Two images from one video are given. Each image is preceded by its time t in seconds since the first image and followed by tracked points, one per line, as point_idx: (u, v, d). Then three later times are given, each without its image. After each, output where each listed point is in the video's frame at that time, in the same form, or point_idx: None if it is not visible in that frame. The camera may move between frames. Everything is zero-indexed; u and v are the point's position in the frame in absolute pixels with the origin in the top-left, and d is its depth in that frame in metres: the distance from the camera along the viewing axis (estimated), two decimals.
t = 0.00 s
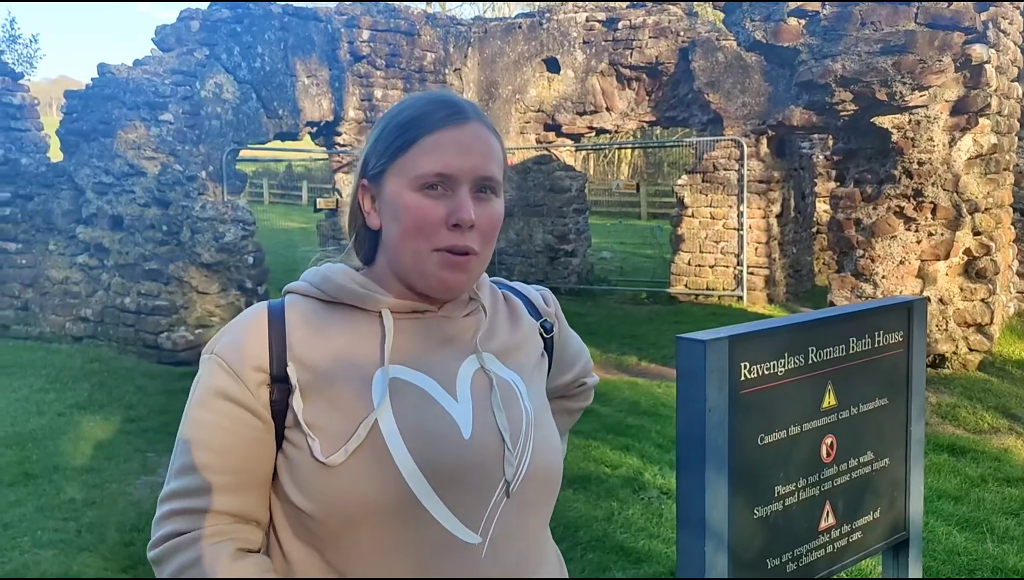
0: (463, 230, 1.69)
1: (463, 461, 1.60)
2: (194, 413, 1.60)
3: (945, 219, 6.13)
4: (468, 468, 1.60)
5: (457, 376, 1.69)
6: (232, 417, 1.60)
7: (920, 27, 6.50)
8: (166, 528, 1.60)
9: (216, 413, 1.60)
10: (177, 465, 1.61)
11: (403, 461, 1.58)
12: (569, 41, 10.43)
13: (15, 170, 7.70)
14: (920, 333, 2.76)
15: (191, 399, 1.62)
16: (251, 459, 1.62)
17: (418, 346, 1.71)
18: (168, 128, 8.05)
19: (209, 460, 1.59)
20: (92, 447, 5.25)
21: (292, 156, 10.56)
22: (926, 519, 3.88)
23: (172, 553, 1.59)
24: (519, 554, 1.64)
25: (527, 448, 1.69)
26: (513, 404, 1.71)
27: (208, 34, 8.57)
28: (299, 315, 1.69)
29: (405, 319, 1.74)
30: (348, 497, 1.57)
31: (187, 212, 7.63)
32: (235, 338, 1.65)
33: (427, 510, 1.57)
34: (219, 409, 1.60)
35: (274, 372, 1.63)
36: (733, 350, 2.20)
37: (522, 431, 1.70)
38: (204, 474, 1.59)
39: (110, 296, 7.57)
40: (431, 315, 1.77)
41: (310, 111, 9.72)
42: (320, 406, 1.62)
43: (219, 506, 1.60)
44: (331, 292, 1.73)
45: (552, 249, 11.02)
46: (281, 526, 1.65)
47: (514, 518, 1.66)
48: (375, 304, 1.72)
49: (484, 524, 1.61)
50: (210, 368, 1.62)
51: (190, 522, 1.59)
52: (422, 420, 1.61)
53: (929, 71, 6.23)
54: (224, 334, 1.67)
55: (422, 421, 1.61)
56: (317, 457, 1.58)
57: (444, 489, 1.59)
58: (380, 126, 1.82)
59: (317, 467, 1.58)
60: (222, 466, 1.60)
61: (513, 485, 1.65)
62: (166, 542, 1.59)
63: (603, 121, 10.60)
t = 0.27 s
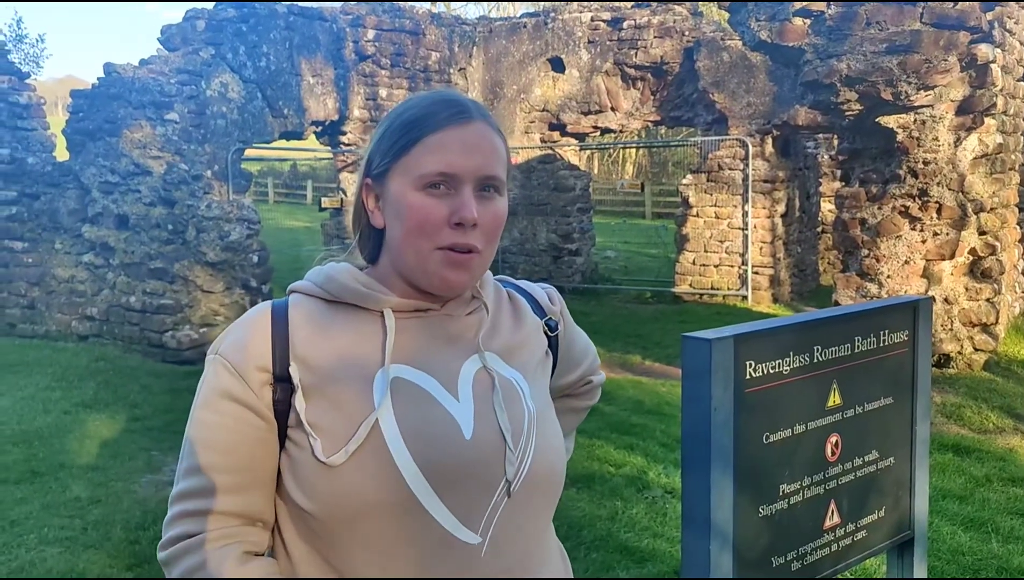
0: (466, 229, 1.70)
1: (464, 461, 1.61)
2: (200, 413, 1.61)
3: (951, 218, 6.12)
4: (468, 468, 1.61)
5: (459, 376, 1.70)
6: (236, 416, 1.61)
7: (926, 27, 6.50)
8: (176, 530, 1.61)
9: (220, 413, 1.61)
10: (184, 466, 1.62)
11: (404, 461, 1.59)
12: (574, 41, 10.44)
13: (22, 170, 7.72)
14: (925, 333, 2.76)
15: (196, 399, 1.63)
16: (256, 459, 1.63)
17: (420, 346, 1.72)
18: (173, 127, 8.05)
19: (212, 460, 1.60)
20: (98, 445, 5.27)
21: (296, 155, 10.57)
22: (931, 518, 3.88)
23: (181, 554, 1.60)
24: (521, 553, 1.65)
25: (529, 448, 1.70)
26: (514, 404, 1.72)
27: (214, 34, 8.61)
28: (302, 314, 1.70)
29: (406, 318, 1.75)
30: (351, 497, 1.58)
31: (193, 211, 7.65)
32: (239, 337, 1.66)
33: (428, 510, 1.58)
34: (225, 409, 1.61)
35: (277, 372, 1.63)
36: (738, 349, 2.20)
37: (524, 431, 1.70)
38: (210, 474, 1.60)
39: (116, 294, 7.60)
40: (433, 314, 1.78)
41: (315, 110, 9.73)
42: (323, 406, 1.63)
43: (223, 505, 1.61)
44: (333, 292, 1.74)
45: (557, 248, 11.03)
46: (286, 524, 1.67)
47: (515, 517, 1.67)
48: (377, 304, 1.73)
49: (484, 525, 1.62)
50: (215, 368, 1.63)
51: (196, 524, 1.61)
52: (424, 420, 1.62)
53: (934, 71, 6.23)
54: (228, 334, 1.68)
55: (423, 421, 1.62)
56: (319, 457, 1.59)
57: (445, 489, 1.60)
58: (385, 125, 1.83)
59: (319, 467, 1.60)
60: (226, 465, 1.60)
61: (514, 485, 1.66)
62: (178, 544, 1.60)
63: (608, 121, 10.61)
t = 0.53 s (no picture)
0: (461, 228, 1.70)
1: (465, 461, 1.62)
2: (203, 414, 1.62)
3: (953, 218, 6.10)
4: (469, 468, 1.62)
5: (459, 376, 1.70)
6: (238, 418, 1.61)
7: (929, 24, 6.52)
8: (186, 534, 1.62)
9: (223, 414, 1.61)
10: (190, 468, 1.62)
11: (403, 461, 1.59)
12: (576, 40, 10.44)
13: (25, 168, 7.22)
14: (927, 331, 2.76)
15: (200, 400, 1.64)
16: (260, 460, 1.63)
17: (420, 346, 1.72)
18: (176, 127, 8.10)
19: (215, 461, 1.60)
20: (102, 444, 5.29)
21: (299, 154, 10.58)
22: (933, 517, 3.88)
23: (192, 557, 1.61)
24: (521, 552, 1.66)
25: (529, 447, 1.70)
26: (513, 403, 1.72)
27: (216, 34, 8.60)
28: (301, 315, 1.70)
29: (405, 317, 1.75)
30: (354, 497, 1.58)
31: (195, 211, 7.76)
32: (240, 338, 1.66)
33: (428, 510, 1.59)
34: (229, 410, 1.61)
35: (278, 372, 1.64)
36: (739, 348, 2.20)
37: (523, 431, 1.71)
38: (214, 475, 1.60)
39: (118, 294, 7.60)
40: (431, 313, 1.78)
41: (317, 109, 9.72)
42: (323, 406, 1.63)
43: (227, 506, 1.61)
44: (332, 292, 1.74)
45: (559, 247, 11.03)
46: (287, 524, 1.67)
47: (515, 517, 1.67)
48: (376, 304, 1.73)
49: (485, 524, 1.63)
50: (217, 369, 1.64)
51: (201, 527, 1.61)
52: (425, 420, 1.63)
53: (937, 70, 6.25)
54: (229, 335, 1.68)
55: (423, 421, 1.63)
56: (318, 457, 1.60)
57: (445, 490, 1.60)
58: (381, 125, 1.83)
59: (319, 467, 1.60)
60: (229, 466, 1.61)
61: (513, 486, 1.66)
62: (188, 547, 1.61)
63: (610, 120, 10.61)
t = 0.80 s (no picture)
0: (460, 224, 1.70)
1: (465, 462, 1.62)
2: (202, 417, 1.62)
3: (956, 216, 6.08)
4: (469, 469, 1.62)
5: (459, 377, 1.70)
6: (239, 419, 1.61)
7: (932, 23, 6.55)
8: (184, 536, 1.62)
9: (224, 415, 1.61)
10: (189, 471, 1.63)
11: (404, 462, 1.59)
12: (578, 38, 10.44)
13: (29, 168, 7.65)
14: (929, 329, 2.76)
15: (199, 402, 1.64)
16: (260, 462, 1.63)
17: (419, 346, 1.73)
18: (178, 126, 8.09)
19: (217, 462, 1.61)
20: (104, 443, 5.29)
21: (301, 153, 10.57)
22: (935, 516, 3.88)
23: (191, 560, 1.62)
24: (523, 552, 1.66)
25: (530, 447, 1.71)
26: (513, 403, 1.72)
27: (219, 34, 8.64)
28: (301, 315, 1.70)
29: (404, 317, 1.75)
30: (355, 498, 1.59)
31: (198, 211, 7.71)
32: (240, 339, 1.66)
33: (429, 511, 1.59)
34: (228, 412, 1.61)
35: (278, 373, 1.64)
36: (741, 346, 2.20)
37: (523, 431, 1.71)
38: (214, 478, 1.61)
39: (121, 294, 7.62)
40: (431, 313, 1.79)
41: (319, 109, 9.72)
42: (323, 407, 1.63)
43: (227, 508, 1.62)
44: (332, 292, 1.74)
45: (562, 246, 11.04)
46: (288, 525, 1.67)
47: (516, 517, 1.68)
48: (376, 304, 1.73)
49: (486, 524, 1.63)
50: (216, 371, 1.64)
51: (203, 529, 1.61)
52: (425, 421, 1.63)
53: (940, 68, 6.28)
54: (228, 336, 1.69)
55: (424, 422, 1.63)
56: (320, 459, 1.60)
57: (446, 490, 1.61)
58: (380, 123, 1.84)
59: (320, 469, 1.60)
60: (230, 468, 1.61)
61: (515, 486, 1.67)
62: (186, 550, 1.62)
63: (612, 118, 10.61)
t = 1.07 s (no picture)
0: (465, 222, 1.70)
1: (471, 464, 1.62)
2: (209, 421, 1.63)
3: (962, 214, 6.01)
4: (476, 471, 1.62)
5: (465, 379, 1.70)
6: (246, 423, 1.62)
7: (937, 20, 6.55)
8: (192, 541, 1.63)
9: (231, 419, 1.62)
10: (196, 475, 1.64)
11: (412, 465, 1.60)
12: (582, 37, 10.46)
13: (33, 168, 7.81)
14: (935, 327, 2.76)
15: (204, 407, 1.65)
16: (266, 466, 1.64)
17: (425, 347, 1.73)
18: (182, 126, 8.08)
19: (224, 466, 1.62)
20: (110, 442, 5.30)
21: (306, 152, 10.58)
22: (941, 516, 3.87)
23: (199, 564, 1.62)
24: (530, 554, 1.67)
25: (536, 449, 1.71)
26: (520, 404, 1.72)
27: (223, 33, 8.67)
28: (307, 317, 1.71)
29: (410, 318, 1.76)
30: (361, 500, 1.59)
31: (203, 210, 7.68)
32: (245, 342, 1.67)
33: (436, 514, 1.59)
34: (234, 416, 1.62)
35: (284, 376, 1.64)
36: (746, 345, 2.20)
37: (530, 431, 1.71)
38: (221, 481, 1.62)
39: (127, 293, 7.63)
40: (436, 314, 1.79)
41: (324, 108, 9.71)
42: (329, 410, 1.63)
43: (235, 512, 1.62)
44: (336, 293, 1.74)
45: (567, 245, 11.04)
46: (295, 527, 1.67)
47: (523, 517, 1.68)
48: (380, 306, 1.74)
49: (493, 526, 1.64)
50: (222, 375, 1.65)
51: (210, 534, 1.62)
52: (431, 424, 1.63)
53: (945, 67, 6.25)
54: (234, 339, 1.69)
55: (430, 425, 1.63)
56: (326, 463, 1.60)
57: (453, 493, 1.61)
58: (385, 122, 1.84)
59: (327, 472, 1.61)
60: (237, 472, 1.62)
61: (523, 486, 1.67)
62: (194, 555, 1.62)
63: (616, 117, 10.60)
